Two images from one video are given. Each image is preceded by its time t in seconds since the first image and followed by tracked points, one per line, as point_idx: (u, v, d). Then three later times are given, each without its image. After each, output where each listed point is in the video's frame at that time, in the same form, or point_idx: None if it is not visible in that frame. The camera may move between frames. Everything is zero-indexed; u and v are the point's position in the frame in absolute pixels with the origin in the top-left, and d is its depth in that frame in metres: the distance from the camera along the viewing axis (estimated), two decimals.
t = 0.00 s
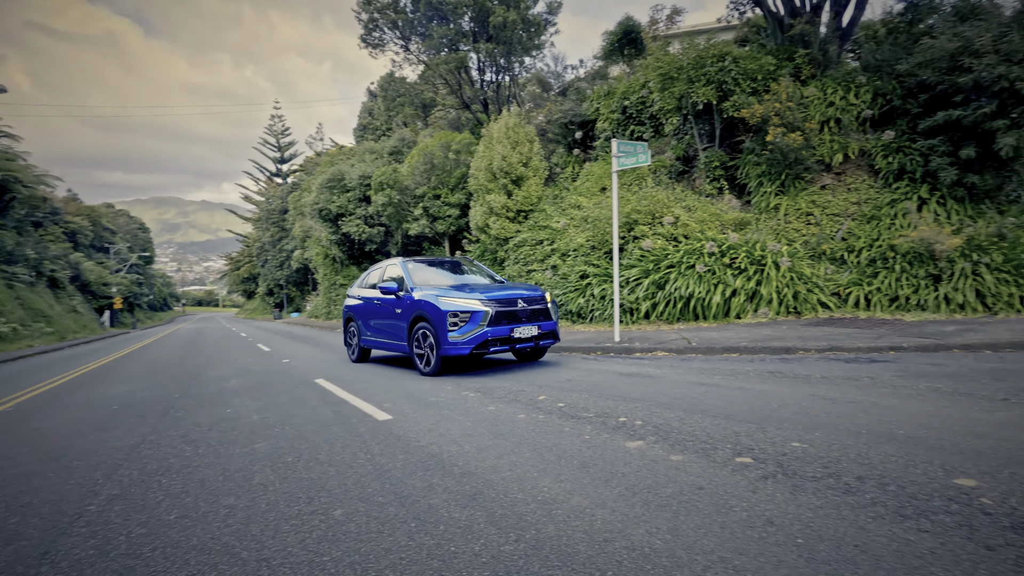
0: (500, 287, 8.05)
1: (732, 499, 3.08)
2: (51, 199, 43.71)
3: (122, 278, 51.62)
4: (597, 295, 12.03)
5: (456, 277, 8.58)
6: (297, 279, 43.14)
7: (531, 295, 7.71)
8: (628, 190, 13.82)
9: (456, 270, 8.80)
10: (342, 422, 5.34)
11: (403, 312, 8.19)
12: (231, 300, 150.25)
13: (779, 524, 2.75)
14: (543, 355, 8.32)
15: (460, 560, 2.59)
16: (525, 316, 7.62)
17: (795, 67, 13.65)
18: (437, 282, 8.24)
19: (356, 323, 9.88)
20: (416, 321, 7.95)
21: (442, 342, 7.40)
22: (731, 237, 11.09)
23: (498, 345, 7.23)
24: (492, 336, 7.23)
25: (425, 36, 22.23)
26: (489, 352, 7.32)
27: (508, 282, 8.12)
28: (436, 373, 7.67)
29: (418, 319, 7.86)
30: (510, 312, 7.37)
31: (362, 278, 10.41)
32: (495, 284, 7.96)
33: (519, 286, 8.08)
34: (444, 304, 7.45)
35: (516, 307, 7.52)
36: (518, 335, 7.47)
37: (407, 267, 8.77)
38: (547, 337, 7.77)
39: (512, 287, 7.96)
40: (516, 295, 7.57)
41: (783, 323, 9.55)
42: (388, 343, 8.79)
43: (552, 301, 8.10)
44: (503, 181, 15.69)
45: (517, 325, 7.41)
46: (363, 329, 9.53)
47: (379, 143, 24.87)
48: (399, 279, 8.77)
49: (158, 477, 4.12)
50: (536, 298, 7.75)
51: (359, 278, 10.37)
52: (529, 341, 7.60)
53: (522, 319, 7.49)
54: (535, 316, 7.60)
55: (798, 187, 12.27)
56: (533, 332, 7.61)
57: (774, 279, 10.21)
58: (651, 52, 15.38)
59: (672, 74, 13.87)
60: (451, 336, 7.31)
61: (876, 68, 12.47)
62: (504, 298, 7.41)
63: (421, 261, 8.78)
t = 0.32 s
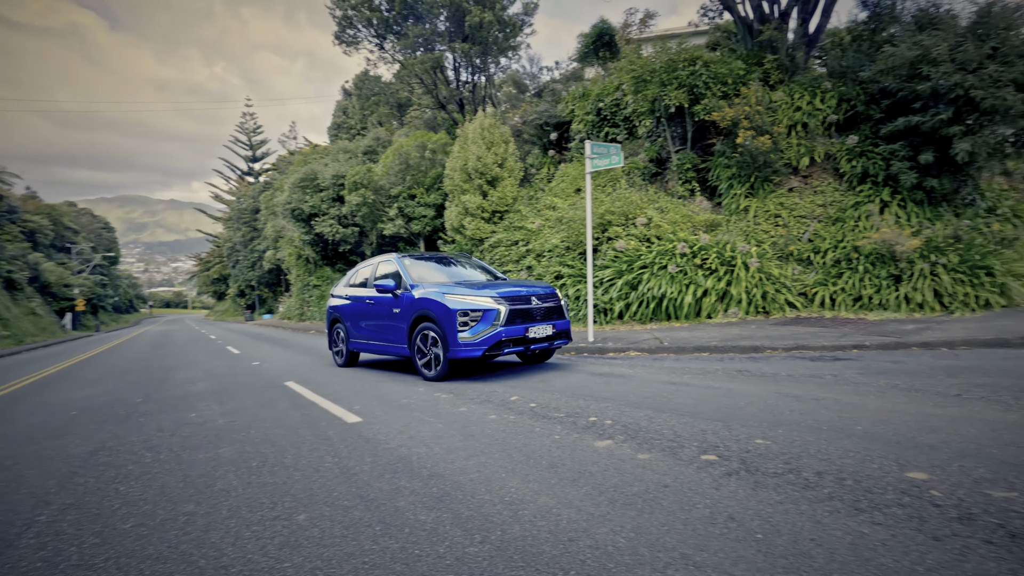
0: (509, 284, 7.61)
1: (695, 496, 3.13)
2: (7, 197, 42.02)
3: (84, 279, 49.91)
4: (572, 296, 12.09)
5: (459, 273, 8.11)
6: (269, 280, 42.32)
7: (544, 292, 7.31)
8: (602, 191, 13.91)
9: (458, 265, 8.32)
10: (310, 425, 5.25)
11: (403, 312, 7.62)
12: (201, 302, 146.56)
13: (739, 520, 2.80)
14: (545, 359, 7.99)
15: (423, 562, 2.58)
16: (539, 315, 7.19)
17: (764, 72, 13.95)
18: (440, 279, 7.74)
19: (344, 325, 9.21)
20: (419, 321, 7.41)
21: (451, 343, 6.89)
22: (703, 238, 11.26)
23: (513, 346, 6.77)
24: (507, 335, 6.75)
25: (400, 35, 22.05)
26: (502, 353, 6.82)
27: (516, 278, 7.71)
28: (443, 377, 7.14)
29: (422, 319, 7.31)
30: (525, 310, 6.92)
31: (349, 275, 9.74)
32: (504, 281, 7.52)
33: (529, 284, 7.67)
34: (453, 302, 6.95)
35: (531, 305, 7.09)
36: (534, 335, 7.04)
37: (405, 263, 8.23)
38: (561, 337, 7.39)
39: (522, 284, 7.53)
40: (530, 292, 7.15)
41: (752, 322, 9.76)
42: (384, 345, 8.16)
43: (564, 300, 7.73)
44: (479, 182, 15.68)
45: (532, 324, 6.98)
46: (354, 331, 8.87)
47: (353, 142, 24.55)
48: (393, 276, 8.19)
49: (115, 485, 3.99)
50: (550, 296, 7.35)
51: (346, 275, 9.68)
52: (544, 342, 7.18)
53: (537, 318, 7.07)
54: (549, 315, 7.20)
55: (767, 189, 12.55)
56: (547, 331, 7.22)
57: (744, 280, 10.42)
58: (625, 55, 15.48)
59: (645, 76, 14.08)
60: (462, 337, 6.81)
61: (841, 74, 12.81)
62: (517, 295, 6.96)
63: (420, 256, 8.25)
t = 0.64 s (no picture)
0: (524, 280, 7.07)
1: (648, 492, 3.17)
2: None
3: (29, 281, 47.43)
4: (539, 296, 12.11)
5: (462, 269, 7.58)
6: (229, 282, 41.05)
7: (566, 288, 6.81)
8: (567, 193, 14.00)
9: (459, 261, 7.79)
10: (266, 431, 5.10)
11: (406, 312, 6.97)
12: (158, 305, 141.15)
13: (689, 516, 2.85)
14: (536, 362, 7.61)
15: (374, 568, 2.54)
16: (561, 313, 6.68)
17: (724, 77, 14.33)
18: (444, 275, 7.20)
19: (328, 329, 8.41)
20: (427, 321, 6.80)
21: (468, 345, 6.35)
22: (665, 238, 11.49)
23: (536, 347, 6.28)
24: (530, 335, 6.25)
25: (365, 32, 21.72)
26: (524, 355, 6.32)
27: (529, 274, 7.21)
28: (457, 383, 6.58)
29: (431, 318, 6.70)
30: (548, 308, 6.42)
31: (331, 272, 8.91)
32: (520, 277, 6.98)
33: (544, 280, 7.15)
34: (468, 299, 6.39)
35: (553, 301, 6.58)
36: (557, 335, 6.52)
37: (403, 257, 7.59)
38: (582, 336, 6.91)
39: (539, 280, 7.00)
40: (550, 288, 6.66)
41: (712, 321, 10.00)
42: (382, 349, 7.45)
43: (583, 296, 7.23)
44: (445, 182, 15.63)
45: (555, 323, 6.48)
46: (341, 333, 8.11)
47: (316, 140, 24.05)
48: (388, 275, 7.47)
49: (53, 498, 3.79)
50: (570, 292, 6.85)
51: (328, 272, 8.85)
52: (566, 341, 6.68)
53: (559, 316, 6.57)
54: (572, 312, 6.71)
55: (726, 191, 12.89)
56: (569, 330, 6.71)
57: (704, 279, 10.67)
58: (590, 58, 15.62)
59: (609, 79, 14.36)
60: (481, 337, 6.25)
61: (795, 81, 13.22)
62: (538, 292, 6.46)
63: (417, 253, 7.63)
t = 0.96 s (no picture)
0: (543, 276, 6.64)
1: (598, 492, 3.21)
2: None
3: None
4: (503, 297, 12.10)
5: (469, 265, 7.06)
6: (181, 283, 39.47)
7: (590, 285, 6.43)
8: (530, 195, 14.06)
9: (463, 257, 7.28)
10: (213, 439, 4.91)
11: (414, 311, 6.42)
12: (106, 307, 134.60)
13: (636, 515, 2.90)
14: (536, 365, 7.26)
15: None
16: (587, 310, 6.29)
17: (682, 83, 14.69)
18: (451, 272, 6.70)
19: (313, 331, 7.68)
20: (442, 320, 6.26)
21: (492, 346, 5.87)
22: (624, 241, 11.71)
23: (565, 347, 5.89)
24: (560, 334, 5.84)
25: (326, 29, 21.32)
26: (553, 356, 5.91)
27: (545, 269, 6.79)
28: (476, 387, 6.09)
29: (447, 318, 6.17)
30: (576, 306, 6.03)
31: (314, 268, 8.12)
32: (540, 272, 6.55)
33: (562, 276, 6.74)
34: (491, 296, 5.91)
35: (580, 298, 6.18)
36: (584, 334, 6.12)
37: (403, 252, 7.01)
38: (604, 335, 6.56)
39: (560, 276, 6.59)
40: (574, 284, 6.26)
41: (671, 322, 10.22)
42: (382, 353, 6.80)
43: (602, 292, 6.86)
44: (407, 182, 15.48)
45: (584, 321, 6.08)
46: (331, 335, 7.40)
47: (275, 138, 23.43)
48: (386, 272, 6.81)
49: None
50: (594, 289, 6.48)
51: (311, 267, 8.05)
52: (591, 341, 6.30)
53: (586, 314, 6.17)
54: (598, 309, 6.33)
55: (684, 195, 13.21)
56: (594, 329, 6.31)
57: (663, 281, 10.90)
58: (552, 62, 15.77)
59: (571, 82, 14.53)
60: (509, 337, 5.79)
61: (749, 88, 13.62)
62: (565, 288, 6.07)
63: (412, 248, 7.03)
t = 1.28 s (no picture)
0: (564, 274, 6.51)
1: (543, 498, 3.21)
2: None
3: None
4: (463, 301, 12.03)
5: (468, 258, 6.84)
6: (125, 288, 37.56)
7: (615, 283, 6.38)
8: (490, 199, 14.06)
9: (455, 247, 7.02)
10: (150, 452, 4.67)
11: (431, 313, 6.10)
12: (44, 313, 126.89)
13: (579, 519, 2.91)
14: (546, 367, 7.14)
15: None
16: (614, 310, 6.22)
17: (638, 91, 15.02)
18: (457, 267, 6.47)
19: (302, 335, 7.17)
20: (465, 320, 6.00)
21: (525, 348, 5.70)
22: (582, 245, 11.88)
23: (598, 348, 5.81)
24: (594, 334, 5.75)
25: (281, 27, 20.79)
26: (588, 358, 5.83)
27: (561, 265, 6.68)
28: (505, 391, 5.89)
29: (472, 319, 5.92)
30: (607, 304, 5.96)
31: (297, 266, 7.58)
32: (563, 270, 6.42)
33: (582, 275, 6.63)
34: (524, 295, 5.72)
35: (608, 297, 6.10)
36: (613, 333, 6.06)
37: (401, 249, 6.67)
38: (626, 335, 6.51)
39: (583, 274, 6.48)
40: (602, 282, 6.17)
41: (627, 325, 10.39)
42: (390, 357, 6.44)
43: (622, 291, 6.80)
44: (364, 185, 15.23)
45: (613, 321, 6.02)
46: (325, 340, 6.92)
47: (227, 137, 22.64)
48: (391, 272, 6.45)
49: None
50: (618, 288, 6.42)
51: (296, 265, 7.51)
52: (619, 341, 6.24)
53: (615, 313, 6.10)
54: (624, 308, 6.28)
55: (640, 201, 13.49)
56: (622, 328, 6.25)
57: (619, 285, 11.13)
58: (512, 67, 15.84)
59: (530, 88, 14.80)
60: (545, 338, 5.63)
61: (702, 98, 14.04)
62: (596, 287, 5.97)
63: (411, 244, 6.67)
